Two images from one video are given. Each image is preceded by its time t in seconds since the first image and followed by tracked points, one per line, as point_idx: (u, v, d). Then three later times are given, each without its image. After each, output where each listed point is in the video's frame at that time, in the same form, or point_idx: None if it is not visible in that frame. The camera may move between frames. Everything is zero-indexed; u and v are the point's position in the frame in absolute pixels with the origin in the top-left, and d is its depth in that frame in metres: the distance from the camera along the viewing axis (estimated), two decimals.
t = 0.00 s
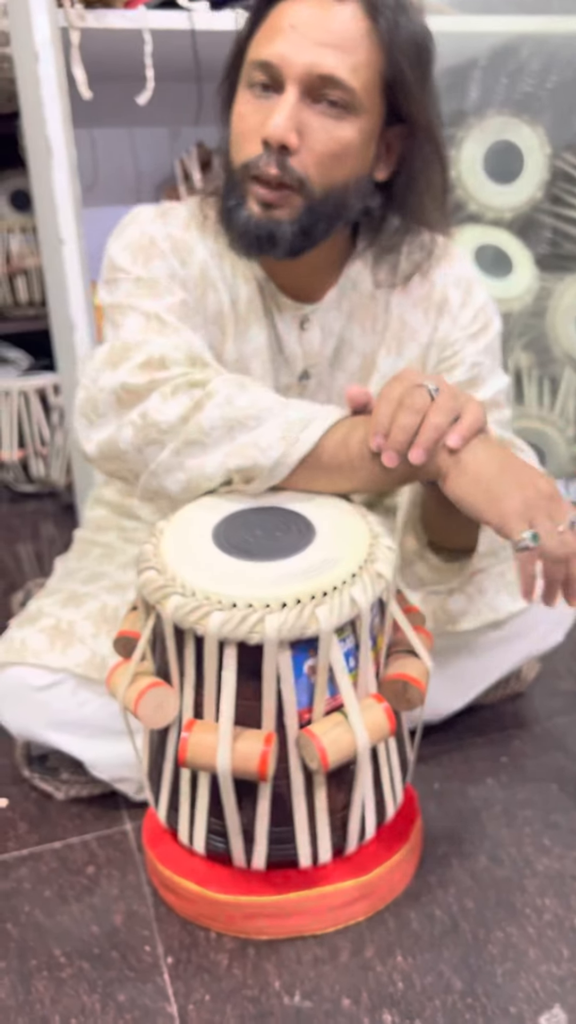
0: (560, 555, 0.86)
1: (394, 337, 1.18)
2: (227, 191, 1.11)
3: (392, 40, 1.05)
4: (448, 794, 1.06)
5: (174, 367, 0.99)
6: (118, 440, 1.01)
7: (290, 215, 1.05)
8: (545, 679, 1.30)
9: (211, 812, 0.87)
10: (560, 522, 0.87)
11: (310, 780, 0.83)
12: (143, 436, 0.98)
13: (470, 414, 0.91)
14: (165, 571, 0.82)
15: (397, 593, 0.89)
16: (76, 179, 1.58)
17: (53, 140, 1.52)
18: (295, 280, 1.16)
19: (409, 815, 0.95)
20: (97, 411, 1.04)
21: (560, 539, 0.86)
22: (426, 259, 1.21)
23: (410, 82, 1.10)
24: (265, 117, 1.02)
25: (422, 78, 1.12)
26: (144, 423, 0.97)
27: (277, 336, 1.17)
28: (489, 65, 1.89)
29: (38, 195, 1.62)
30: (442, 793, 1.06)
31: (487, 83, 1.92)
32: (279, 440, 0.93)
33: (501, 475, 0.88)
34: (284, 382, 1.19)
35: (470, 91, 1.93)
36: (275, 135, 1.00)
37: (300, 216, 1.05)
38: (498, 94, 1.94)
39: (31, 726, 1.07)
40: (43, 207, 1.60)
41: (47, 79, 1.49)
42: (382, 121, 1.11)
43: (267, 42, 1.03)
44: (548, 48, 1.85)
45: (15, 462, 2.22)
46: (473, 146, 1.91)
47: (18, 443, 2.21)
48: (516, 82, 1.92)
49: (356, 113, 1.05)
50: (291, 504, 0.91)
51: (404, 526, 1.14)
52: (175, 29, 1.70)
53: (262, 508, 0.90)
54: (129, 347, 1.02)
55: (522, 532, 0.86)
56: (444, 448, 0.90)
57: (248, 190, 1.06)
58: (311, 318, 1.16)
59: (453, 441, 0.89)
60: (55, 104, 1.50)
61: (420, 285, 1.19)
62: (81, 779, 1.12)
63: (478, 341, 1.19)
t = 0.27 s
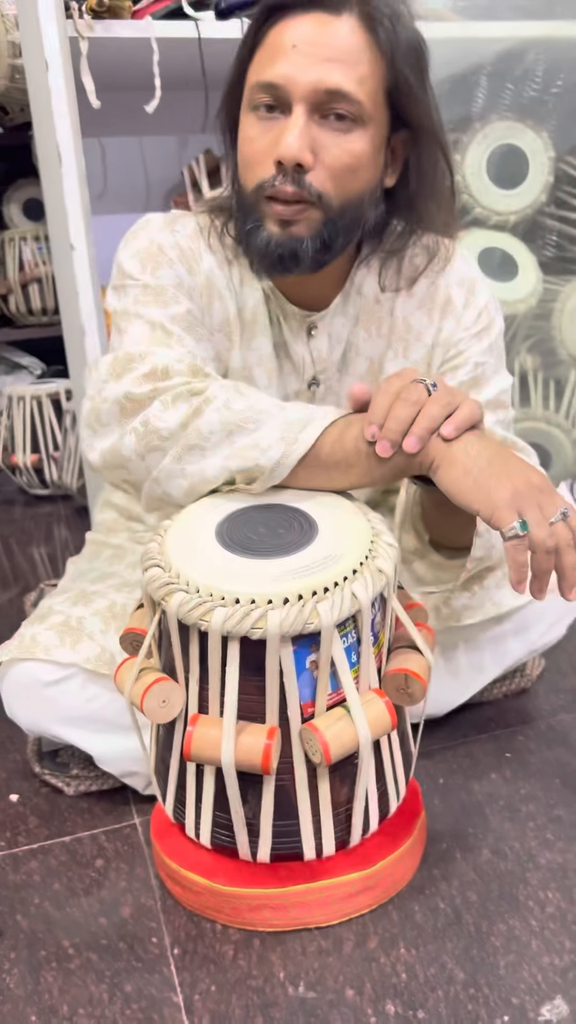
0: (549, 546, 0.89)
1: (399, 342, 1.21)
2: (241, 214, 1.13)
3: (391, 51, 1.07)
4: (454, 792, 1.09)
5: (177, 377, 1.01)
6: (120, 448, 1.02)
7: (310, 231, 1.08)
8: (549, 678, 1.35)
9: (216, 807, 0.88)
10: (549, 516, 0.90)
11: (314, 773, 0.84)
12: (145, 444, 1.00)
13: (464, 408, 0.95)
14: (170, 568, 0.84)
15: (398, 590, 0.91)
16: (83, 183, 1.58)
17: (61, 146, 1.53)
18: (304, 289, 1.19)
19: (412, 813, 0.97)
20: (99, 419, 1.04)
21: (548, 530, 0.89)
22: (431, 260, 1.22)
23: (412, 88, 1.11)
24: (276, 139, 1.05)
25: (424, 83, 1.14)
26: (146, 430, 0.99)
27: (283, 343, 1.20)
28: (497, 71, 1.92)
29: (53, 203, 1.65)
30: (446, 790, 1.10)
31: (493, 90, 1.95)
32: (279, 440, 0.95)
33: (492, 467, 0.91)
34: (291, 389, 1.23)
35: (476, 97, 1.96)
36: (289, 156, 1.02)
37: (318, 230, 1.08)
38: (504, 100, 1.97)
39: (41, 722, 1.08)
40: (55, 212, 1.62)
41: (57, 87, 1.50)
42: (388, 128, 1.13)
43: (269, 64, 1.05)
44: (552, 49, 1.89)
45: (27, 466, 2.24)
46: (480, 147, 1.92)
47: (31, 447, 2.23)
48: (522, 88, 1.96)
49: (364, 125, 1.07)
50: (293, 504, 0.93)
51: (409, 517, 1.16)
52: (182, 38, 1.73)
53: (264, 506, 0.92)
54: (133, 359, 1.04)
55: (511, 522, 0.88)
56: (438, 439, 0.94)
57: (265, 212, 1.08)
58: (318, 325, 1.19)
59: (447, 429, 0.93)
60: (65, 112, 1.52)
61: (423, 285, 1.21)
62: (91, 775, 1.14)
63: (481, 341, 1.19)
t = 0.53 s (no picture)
0: (543, 543, 0.90)
1: (395, 349, 1.22)
2: (236, 222, 1.15)
3: (373, 48, 1.08)
4: (460, 795, 1.10)
5: (172, 386, 1.03)
6: (120, 461, 1.03)
7: (311, 233, 1.10)
8: (555, 682, 1.35)
9: (223, 810, 0.88)
10: (543, 514, 0.91)
11: (320, 776, 0.85)
12: (144, 455, 1.01)
13: (458, 408, 0.96)
14: (175, 572, 0.85)
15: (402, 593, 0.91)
16: (91, 193, 1.60)
17: (69, 156, 1.54)
18: (299, 298, 1.22)
19: (418, 814, 0.97)
20: (98, 432, 1.06)
21: (542, 528, 0.90)
22: (423, 265, 1.24)
23: (395, 82, 1.12)
24: (268, 142, 1.06)
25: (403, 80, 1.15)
26: (145, 442, 1.00)
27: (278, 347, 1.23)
28: (500, 78, 1.94)
29: (61, 210, 1.66)
30: (452, 793, 1.10)
31: (498, 97, 1.96)
32: (278, 446, 0.96)
33: (486, 465, 0.92)
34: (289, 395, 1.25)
35: (480, 104, 1.97)
36: (284, 157, 1.04)
37: (319, 231, 1.10)
38: (508, 107, 1.98)
39: (49, 727, 1.09)
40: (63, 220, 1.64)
41: (66, 98, 1.51)
42: (375, 125, 1.14)
43: (254, 70, 1.06)
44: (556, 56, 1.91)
45: (36, 473, 2.26)
46: (484, 154, 1.93)
47: (40, 454, 2.25)
48: (526, 95, 1.97)
49: (355, 121, 1.08)
50: (297, 508, 0.94)
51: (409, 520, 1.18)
52: (188, 48, 1.74)
53: (270, 509, 0.93)
54: (129, 369, 1.06)
55: (504, 521, 0.89)
56: (433, 438, 0.94)
57: (264, 217, 1.10)
58: (313, 333, 1.21)
59: (441, 429, 0.93)
60: (72, 122, 1.53)
61: (419, 291, 1.22)
62: (99, 779, 1.15)
63: (478, 347, 1.20)
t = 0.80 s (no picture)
0: (545, 542, 0.90)
1: (395, 355, 1.23)
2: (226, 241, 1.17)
3: (347, 68, 1.07)
4: (464, 799, 1.10)
5: (172, 396, 1.03)
6: (123, 471, 1.04)
7: (292, 257, 1.13)
8: (561, 687, 1.35)
9: (229, 813, 0.88)
10: (545, 513, 0.92)
11: (324, 779, 0.85)
12: (146, 464, 1.01)
13: (456, 408, 0.96)
14: (181, 575, 0.85)
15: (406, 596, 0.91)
16: (98, 201, 1.62)
17: (76, 165, 1.56)
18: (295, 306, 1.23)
19: (423, 818, 0.98)
20: (99, 442, 1.07)
21: (543, 527, 0.91)
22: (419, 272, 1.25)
23: (376, 104, 1.10)
24: (246, 170, 1.08)
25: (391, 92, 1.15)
26: (147, 451, 1.01)
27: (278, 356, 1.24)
28: (504, 86, 1.95)
29: (68, 218, 1.68)
30: (458, 797, 1.10)
31: (502, 104, 1.97)
32: (279, 453, 0.96)
33: (486, 465, 0.92)
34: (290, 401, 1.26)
35: (485, 112, 1.98)
36: (259, 186, 1.05)
37: (300, 254, 1.13)
38: (512, 115, 1.98)
39: (54, 731, 1.10)
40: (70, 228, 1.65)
41: (74, 108, 1.53)
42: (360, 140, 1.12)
43: (233, 94, 1.07)
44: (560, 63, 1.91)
45: (42, 479, 2.27)
46: (487, 162, 1.95)
47: (46, 461, 2.26)
48: (530, 103, 1.97)
49: (331, 144, 1.08)
50: (302, 513, 0.95)
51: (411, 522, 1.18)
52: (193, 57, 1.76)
53: (274, 514, 0.94)
54: (129, 378, 1.07)
55: (506, 520, 0.90)
56: (433, 438, 0.95)
57: (248, 240, 1.13)
58: (311, 340, 1.22)
59: (442, 429, 0.94)
60: (79, 131, 1.54)
61: (417, 297, 1.23)
62: (105, 783, 1.15)
63: (477, 352, 1.21)
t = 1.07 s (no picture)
0: (546, 544, 0.90)
1: (397, 363, 1.25)
2: (240, 252, 1.18)
3: (367, 79, 1.10)
4: (466, 804, 1.10)
5: (173, 402, 1.04)
6: (124, 478, 1.04)
7: (313, 267, 1.14)
8: (563, 693, 1.35)
9: (231, 818, 0.88)
10: (547, 514, 0.91)
11: (326, 784, 0.85)
12: (147, 472, 1.02)
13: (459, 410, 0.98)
14: (183, 580, 0.85)
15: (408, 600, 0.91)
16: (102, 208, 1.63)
17: (80, 172, 1.57)
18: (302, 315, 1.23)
19: (426, 823, 0.98)
20: (102, 450, 1.08)
21: (544, 530, 0.90)
22: (423, 282, 1.26)
23: (389, 115, 1.15)
24: (270, 181, 1.10)
25: (398, 105, 1.17)
26: (148, 459, 1.02)
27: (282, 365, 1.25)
28: (506, 94, 1.96)
29: (71, 225, 1.69)
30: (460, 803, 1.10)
31: (505, 112, 1.98)
32: (279, 460, 0.96)
33: (486, 466, 0.92)
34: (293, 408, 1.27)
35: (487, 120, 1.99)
36: (285, 198, 1.07)
37: (321, 264, 1.14)
38: (515, 123, 1.98)
39: (57, 734, 1.10)
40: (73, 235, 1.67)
41: (78, 115, 1.54)
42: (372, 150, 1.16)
43: (251, 109, 1.09)
44: (562, 72, 1.92)
45: (45, 485, 2.27)
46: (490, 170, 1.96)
47: (49, 467, 2.26)
48: (532, 111, 1.97)
49: (353, 156, 1.11)
50: (305, 518, 0.95)
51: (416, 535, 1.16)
52: (196, 66, 1.77)
53: (276, 520, 0.94)
54: (132, 386, 1.08)
55: (506, 522, 0.89)
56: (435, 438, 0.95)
57: (267, 252, 1.14)
58: (315, 350, 1.23)
59: (447, 428, 0.95)
60: (82, 139, 1.55)
61: (421, 304, 1.24)
62: (107, 788, 1.15)
63: (480, 360, 1.21)
